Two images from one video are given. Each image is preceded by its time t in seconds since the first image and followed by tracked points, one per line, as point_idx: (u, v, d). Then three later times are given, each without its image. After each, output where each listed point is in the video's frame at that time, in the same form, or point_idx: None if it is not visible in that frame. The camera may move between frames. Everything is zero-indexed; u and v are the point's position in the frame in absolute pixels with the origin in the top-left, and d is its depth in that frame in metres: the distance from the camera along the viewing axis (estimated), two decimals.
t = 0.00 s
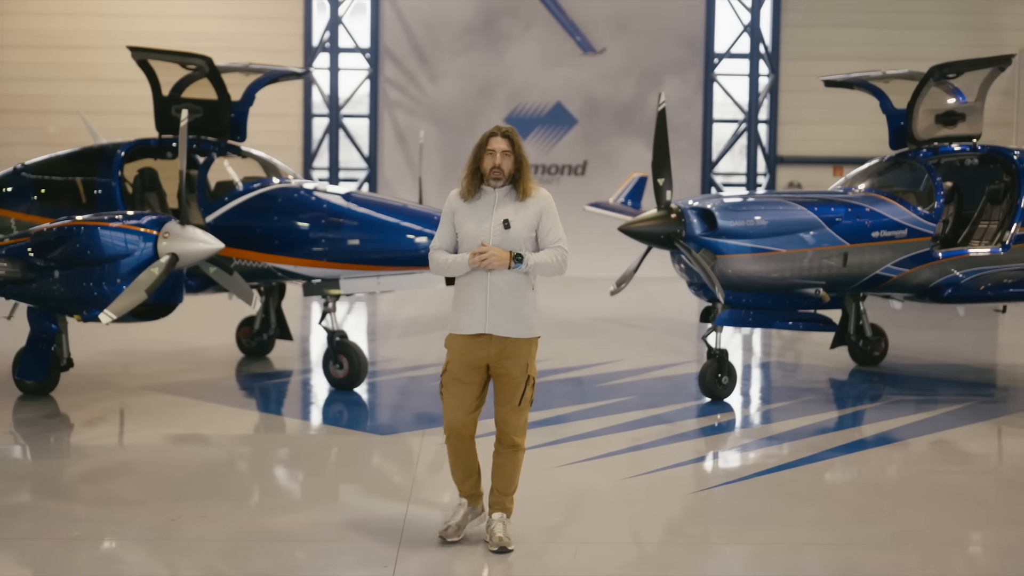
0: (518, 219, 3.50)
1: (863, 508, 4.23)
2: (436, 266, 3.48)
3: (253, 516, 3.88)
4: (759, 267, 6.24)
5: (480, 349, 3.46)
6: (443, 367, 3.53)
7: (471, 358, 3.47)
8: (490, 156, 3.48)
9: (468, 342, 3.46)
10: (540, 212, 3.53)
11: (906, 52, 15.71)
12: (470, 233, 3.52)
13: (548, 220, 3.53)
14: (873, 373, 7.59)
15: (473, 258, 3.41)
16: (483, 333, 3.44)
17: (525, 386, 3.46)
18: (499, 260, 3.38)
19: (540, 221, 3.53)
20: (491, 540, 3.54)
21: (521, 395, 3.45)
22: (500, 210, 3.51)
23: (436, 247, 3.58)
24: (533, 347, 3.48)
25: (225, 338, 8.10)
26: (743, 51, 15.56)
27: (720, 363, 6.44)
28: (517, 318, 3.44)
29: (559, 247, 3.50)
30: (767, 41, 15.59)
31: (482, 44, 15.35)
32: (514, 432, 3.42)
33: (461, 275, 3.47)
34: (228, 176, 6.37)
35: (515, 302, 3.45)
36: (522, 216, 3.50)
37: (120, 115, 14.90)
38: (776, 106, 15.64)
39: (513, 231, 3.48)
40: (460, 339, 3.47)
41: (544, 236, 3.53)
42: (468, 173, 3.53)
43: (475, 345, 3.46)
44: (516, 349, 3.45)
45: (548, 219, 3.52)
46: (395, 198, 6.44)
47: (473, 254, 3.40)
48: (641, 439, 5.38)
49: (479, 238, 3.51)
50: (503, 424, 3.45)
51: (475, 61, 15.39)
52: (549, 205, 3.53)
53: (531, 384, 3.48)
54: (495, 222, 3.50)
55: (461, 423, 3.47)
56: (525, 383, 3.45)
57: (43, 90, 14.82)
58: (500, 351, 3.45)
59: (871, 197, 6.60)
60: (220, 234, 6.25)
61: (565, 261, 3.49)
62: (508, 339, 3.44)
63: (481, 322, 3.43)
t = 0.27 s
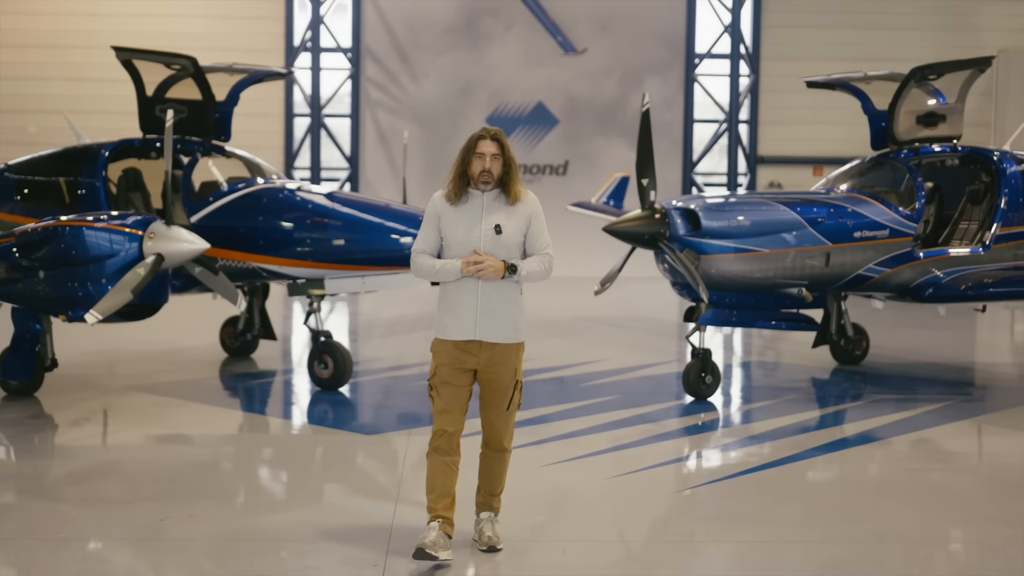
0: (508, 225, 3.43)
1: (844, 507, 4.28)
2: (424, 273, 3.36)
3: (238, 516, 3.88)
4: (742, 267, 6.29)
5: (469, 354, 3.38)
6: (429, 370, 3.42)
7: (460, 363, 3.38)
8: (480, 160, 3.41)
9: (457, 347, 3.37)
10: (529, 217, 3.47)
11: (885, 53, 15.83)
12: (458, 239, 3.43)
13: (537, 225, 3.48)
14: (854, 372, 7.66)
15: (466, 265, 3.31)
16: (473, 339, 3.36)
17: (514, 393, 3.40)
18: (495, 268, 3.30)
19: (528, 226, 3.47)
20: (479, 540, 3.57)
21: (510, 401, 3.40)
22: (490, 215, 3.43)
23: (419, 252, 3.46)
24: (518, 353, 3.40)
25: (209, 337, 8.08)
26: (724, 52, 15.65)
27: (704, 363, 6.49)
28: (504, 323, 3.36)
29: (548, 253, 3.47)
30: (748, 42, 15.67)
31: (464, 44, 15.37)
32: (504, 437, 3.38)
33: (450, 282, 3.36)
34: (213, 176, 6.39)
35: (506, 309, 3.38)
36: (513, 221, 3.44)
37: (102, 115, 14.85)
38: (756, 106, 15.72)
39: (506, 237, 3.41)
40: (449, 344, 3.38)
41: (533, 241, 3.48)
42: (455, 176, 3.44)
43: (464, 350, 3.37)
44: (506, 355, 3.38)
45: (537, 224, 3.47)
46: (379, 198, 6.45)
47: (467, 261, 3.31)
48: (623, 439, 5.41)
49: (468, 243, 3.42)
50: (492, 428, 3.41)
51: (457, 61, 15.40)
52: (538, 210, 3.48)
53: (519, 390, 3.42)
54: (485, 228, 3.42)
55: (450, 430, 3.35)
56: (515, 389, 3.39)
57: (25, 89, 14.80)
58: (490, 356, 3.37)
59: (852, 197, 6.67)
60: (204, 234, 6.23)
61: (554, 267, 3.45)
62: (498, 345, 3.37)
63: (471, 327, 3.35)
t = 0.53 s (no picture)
0: (494, 231, 3.37)
1: (828, 506, 4.31)
2: (412, 284, 3.26)
3: (225, 516, 3.88)
4: (728, 268, 6.33)
5: (455, 364, 3.29)
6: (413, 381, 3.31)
7: (446, 373, 3.28)
8: (462, 166, 3.31)
9: (443, 357, 3.28)
10: (512, 223, 3.42)
11: (866, 54, 15.93)
12: (443, 247, 3.33)
13: (518, 230, 3.44)
14: (838, 372, 7.72)
15: (459, 275, 3.23)
16: (459, 348, 3.27)
17: (499, 400, 3.34)
18: (490, 277, 3.25)
19: (511, 231, 3.43)
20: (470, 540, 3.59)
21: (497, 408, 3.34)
22: (475, 222, 3.35)
23: (401, 262, 3.32)
24: (502, 360, 3.34)
25: (193, 338, 8.07)
26: (706, 53, 15.71)
27: (690, 363, 6.53)
28: (493, 331, 3.29)
29: (530, 257, 3.45)
30: (730, 43, 15.74)
31: (447, 45, 15.38)
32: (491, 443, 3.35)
33: (441, 293, 3.27)
34: (199, 177, 6.36)
35: (497, 318, 3.32)
36: (498, 228, 3.38)
37: (86, 115, 14.83)
38: (739, 107, 15.79)
39: (494, 244, 3.36)
40: (434, 354, 3.28)
41: (516, 246, 3.44)
42: (436, 183, 3.33)
43: (449, 359, 3.28)
44: (492, 362, 3.31)
45: (518, 230, 3.44)
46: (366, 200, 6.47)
47: (461, 270, 3.23)
48: (606, 440, 5.42)
49: (455, 251, 3.33)
50: (479, 435, 3.37)
51: (440, 61, 15.40)
52: (519, 214, 3.44)
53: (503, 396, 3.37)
54: (472, 235, 3.34)
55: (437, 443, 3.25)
56: (500, 396, 3.34)
57: (9, 90, 14.77)
58: (476, 365, 3.30)
59: (837, 198, 6.72)
60: (191, 235, 6.23)
61: (537, 272, 3.44)
62: (484, 353, 3.29)
63: (456, 336, 3.26)
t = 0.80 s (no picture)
0: (473, 230, 3.30)
1: (816, 508, 4.33)
2: (389, 285, 3.17)
3: (214, 520, 3.87)
4: (716, 271, 6.36)
5: (433, 368, 3.22)
6: (391, 387, 3.24)
7: (425, 377, 3.21)
8: (436, 163, 3.24)
9: (421, 361, 3.21)
10: (490, 221, 3.36)
11: (849, 59, 16.02)
12: (420, 247, 3.25)
13: (496, 228, 3.38)
14: (824, 374, 7.76)
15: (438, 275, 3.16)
16: (438, 352, 3.20)
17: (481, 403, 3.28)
18: (470, 276, 3.18)
19: (490, 229, 3.36)
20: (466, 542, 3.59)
21: (478, 412, 3.28)
22: (452, 221, 3.27)
23: (377, 263, 3.23)
24: (482, 363, 3.27)
25: (180, 341, 8.06)
26: (690, 57, 15.78)
27: (678, 366, 6.55)
28: (472, 333, 3.23)
29: (509, 257, 3.39)
30: (714, 47, 15.82)
31: (431, 49, 15.41)
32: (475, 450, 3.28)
33: (419, 294, 3.20)
34: (187, 180, 6.33)
35: (477, 319, 3.26)
36: (476, 226, 3.31)
37: (72, 117, 14.97)
38: (723, 111, 15.85)
39: (472, 243, 3.28)
40: (412, 357, 3.21)
41: (494, 245, 3.38)
42: (410, 182, 3.25)
43: (428, 362, 3.22)
44: (471, 365, 3.25)
45: (497, 228, 3.38)
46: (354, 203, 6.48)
47: (440, 270, 3.16)
48: (593, 444, 5.43)
49: (433, 251, 3.24)
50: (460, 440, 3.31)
51: (424, 65, 15.42)
52: (496, 212, 3.37)
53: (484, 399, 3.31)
54: (450, 234, 3.26)
55: (418, 449, 3.19)
56: (481, 400, 3.28)
57: None
58: (455, 368, 3.23)
59: (824, 202, 6.76)
60: (180, 238, 6.21)
61: (516, 271, 3.38)
62: (464, 356, 3.23)
63: (434, 338, 3.20)
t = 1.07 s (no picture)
0: (460, 236, 3.27)
1: (807, 514, 4.34)
2: (374, 294, 3.15)
3: (205, 526, 3.86)
4: (708, 277, 6.38)
5: (423, 377, 3.17)
6: (382, 399, 3.20)
7: (415, 388, 3.17)
8: (419, 169, 3.19)
9: (410, 371, 3.16)
10: (476, 226, 3.32)
11: (838, 66, 16.10)
12: (406, 254, 3.22)
13: (483, 233, 3.35)
14: (814, 380, 7.79)
15: (424, 283, 3.13)
16: (427, 361, 3.15)
17: (469, 409, 3.21)
18: (458, 284, 3.15)
19: (477, 234, 3.33)
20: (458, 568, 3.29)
21: (470, 420, 3.21)
22: (438, 227, 3.24)
23: (362, 272, 3.20)
24: (472, 368, 3.23)
25: (171, 347, 8.06)
26: (678, 64, 15.83)
27: (670, 372, 6.57)
28: (461, 340, 3.19)
29: (497, 261, 3.37)
30: (702, 54, 15.89)
31: (420, 55, 15.43)
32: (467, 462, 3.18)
33: (405, 303, 3.17)
34: (179, 187, 6.33)
35: (465, 326, 3.23)
36: (463, 231, 3.28)
37: (63, 124, 15.09)
38: (710, 117, 15.91)
39: (459, 248, 3.25)
40: (401, 368, 3.16)
41: (481, 250, 3.36)
42: (394, 189, 3.20)
43: (417, 372, 3.16)
44: (461, 372, 3.21)
45: (484, 233, 3.35)
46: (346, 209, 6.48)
47: (426, 278, 3.13)
48: (583, 450, 5.43)
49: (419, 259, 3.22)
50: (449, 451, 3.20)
51: (412, 72, 15.45)
52: (483, 216, 3.34)
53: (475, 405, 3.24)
54: (437, 242, 3.23)
55: (411, 461, 3.17)
56: (471, 407, 3.21)
57: None
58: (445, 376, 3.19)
59: (815, 208, 6.80)
60: (172, 244, 6.21)
61: (504, 275, 3.36)
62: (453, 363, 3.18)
63: (424, 348, 3.15)
